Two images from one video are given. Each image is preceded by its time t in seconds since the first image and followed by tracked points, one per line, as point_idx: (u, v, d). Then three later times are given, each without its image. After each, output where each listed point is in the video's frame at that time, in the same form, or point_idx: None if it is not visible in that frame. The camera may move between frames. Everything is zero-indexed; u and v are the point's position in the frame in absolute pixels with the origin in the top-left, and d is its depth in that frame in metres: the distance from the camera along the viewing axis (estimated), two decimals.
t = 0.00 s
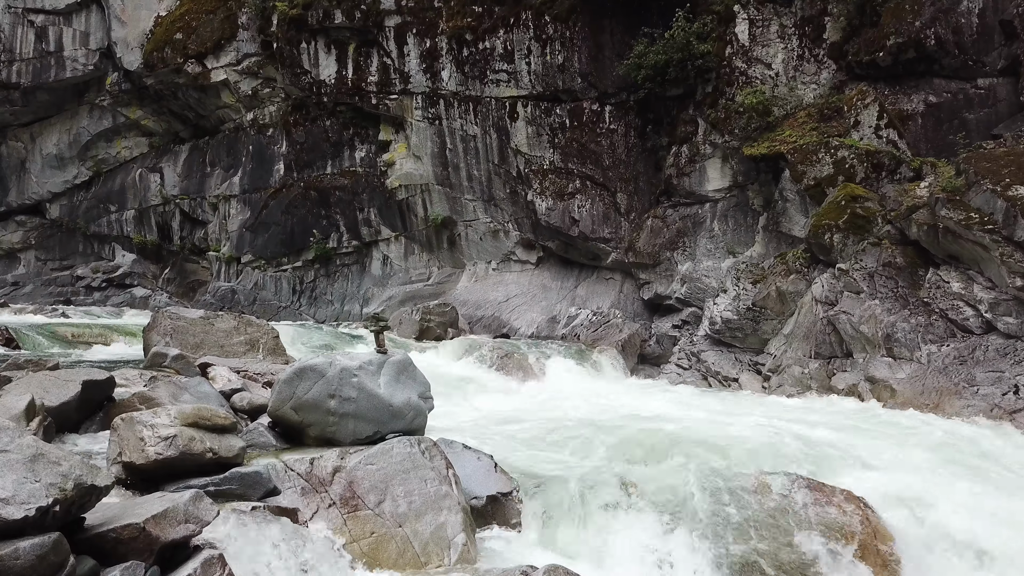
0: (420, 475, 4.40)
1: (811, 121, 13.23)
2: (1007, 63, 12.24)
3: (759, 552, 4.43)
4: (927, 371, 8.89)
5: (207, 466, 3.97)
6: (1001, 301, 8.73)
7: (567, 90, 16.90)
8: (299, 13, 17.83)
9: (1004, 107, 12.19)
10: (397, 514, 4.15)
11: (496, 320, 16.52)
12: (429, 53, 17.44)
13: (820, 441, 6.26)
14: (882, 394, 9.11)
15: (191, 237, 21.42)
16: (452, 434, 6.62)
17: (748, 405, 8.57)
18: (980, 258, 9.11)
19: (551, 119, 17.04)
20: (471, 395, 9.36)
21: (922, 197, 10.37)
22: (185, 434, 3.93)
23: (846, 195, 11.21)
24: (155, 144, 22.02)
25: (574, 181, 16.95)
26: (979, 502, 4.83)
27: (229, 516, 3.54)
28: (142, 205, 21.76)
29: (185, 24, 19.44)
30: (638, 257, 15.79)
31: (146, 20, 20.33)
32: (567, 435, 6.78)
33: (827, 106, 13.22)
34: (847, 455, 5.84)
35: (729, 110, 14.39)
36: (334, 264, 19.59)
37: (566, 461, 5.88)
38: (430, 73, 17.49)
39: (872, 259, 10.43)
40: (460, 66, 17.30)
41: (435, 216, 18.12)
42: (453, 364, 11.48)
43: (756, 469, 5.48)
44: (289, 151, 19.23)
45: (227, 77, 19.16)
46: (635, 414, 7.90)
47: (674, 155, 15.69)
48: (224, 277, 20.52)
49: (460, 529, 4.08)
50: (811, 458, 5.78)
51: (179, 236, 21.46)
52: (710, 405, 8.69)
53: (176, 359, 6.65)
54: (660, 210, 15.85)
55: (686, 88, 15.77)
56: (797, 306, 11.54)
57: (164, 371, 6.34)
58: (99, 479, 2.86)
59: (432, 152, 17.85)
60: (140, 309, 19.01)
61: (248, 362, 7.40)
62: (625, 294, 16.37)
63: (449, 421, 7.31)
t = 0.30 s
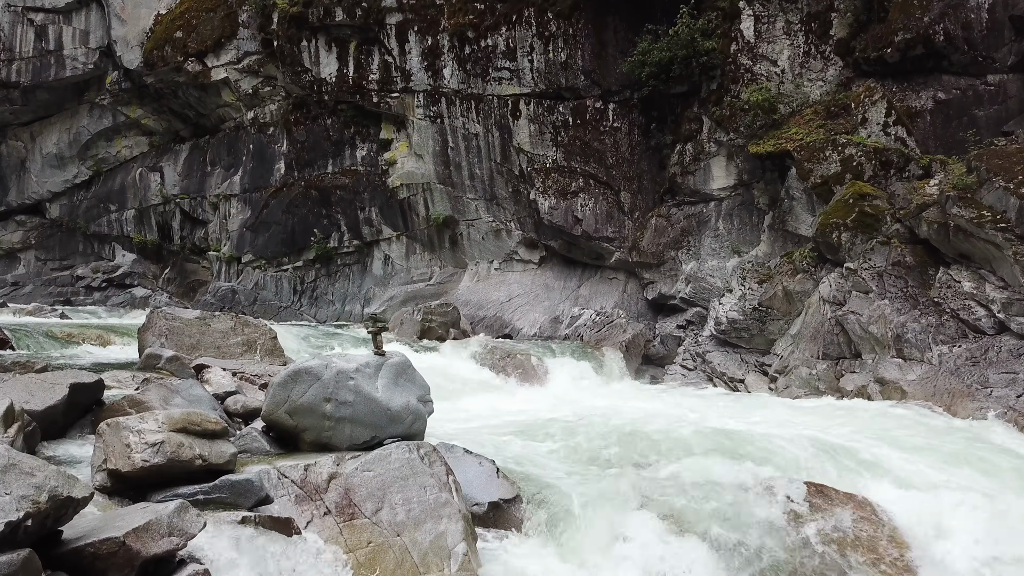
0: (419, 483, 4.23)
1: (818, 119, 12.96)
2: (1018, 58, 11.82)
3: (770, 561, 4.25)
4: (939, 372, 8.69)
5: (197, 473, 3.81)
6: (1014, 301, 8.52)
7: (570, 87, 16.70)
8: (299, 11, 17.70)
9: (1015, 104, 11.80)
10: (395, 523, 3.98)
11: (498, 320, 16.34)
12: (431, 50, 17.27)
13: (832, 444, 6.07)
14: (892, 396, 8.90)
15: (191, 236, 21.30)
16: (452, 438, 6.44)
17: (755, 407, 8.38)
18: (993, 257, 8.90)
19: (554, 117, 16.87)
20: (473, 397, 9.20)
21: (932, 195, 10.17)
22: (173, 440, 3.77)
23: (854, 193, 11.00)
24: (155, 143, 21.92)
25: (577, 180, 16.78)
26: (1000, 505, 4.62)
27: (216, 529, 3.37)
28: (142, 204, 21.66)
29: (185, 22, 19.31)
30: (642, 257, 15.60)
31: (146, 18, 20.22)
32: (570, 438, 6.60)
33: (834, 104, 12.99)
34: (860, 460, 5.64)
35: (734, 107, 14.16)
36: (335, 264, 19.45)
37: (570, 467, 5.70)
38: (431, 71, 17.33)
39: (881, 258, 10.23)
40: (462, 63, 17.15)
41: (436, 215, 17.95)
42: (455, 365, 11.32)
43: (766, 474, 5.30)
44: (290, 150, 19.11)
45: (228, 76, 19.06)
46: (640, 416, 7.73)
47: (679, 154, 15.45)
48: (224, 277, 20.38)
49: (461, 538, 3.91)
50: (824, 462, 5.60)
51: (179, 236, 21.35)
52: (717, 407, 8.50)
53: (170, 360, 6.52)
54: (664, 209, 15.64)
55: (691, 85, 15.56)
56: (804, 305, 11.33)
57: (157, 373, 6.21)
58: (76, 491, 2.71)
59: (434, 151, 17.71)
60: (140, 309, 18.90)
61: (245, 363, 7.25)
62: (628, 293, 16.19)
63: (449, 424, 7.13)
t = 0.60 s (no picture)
0: (418, 490, 4.07)
1: (823, 116, 12.75)
2: None
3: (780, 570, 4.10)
4: (950, 374, 8.49)
5: (187, 481, 3.66)
6: None
7: (572, 85, 16.53)
8: (300, 9, 17.56)
9: None
10: (393, 532, 3.82)
11: (500, 320, 16.17)
12: (432, 49, 17.12)
13: (844, 449, 5.88)
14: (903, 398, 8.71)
15: (191, 236, 21.17)
16: (451, 442, 6.28)
17: (762, 410, 8.20)
18: (1006, 255, 8.70)
19: (556, 115, 16.68)
20: (473, 400, 9.03)
21: (941, 193, 9.95)
22: (162, 445, 3.62)
23: (861, 191, 10.81)
24: (155, 143, 21.82)
25: (579, 178, 16.60)
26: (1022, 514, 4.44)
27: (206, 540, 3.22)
28: (142, 204, 21.56)
29: (185, 20, 19.19)
30: (646, 256, 15.41)
31: (146, 16, 20.10)
32: (573, 442, 6.43)
33: (840, 100, 12.76)
34: (875, 465, 5.45)
35: (739, 105, 13.96)
36: (335, 264, 19.30)
37: (573, 472, 5.53)
38: (433, 69, 17.18)
39: (890, 257, 10.01)
40: (463, 61, 16.99)
41: (438, 215, 17.79)
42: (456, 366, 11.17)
43: (777, 480, 5.13)
44: (291, 149, 18.99)
45: (228, 75, 18.96)
46: (644, 419, 7.56)
47: (682, 152, 15.24)
48: (224, 277, 20.24)
49: (461, 549, 3.74)
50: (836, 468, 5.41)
51: (179, 236, 21.23)
52: (722, 409, 8.33)
53: (164, 362, 6.39)
54: (669, 209, 15.22)
55: (694, 83, 15.36)
56: (810, 305, 11.14)
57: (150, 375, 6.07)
58: (52, 503, 2.60)
59: (436, 149, 17.58)
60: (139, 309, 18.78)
61: (241, 364, 7.11)
62: (632, 293, 16.01)
63: (449, 427, 6.96)
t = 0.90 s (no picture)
0: (416, 498, 3.91)
1: (829, 114, 12.56)
2: None
3: None
4: (960, 375, 8.31)
5: (176, 489, 3.52)
6: None
7: (575, 83, 16.35)
8: (299, 6, 17.41)
9: None
10: (391, 542, 3.66)
11: (501, 321, 16.02)
12: (433, 46, 16.96)
13: (857, 453, 5.70)
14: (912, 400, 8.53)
15: (191, 236, 21.06)
16: (451, 446, 6.11)
17: (769, 412, 8.02)
18: (1018, 254, 8.50)
19: (559, 113, 16.51)
20: (474, 402, 8.88)
21: (950, 190, 9.75)
22: (148, 452, 3.47)
23: (869, 190, 10.61)
24: (155, 142, 21.72)
25: (582, 177, 16.43)
26: None
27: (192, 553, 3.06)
28: (142, 204, 21.45)
29: (184, 18, 19.09)
30: (649, 256, 15.23)
31: (145, 15, 20.01)
32: (575, 446, 6.26)
33: (847, 98, 12.57)
34: (889, 470, 5.27)
35: (744, 102, 13.75)
36: (336, 263, 19.16)
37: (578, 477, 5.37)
38: (434, 67, 17.03)
39: (898, 257, 9.82)
40: (465, 59, 16.84)
41: (439, 214, 17.63)
42: (457, 368, 11.03)
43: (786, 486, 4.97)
44: (291, 148, 18.86)
45: (228, 73, 18.85)
46: (649, 422, 7.39)
47: (686, 150, 15.06)
48: (224, 277, 20.11)
49: (461, 558, 3.58)
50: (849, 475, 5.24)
51: (179, 236, 21.11)
52: (728, 411, 8.16)
53: (158, 364, 6.27)
54: (671, 207, 15.18)
55: (698, 80, 15.17)
56: (817, 305, 10.95)
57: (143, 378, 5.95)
58: (24, 517, 2.65)
59: (437, 148, 17.42)
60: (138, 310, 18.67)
61: (237, 366, 6.97)
62: (635, 293, 15.84)
63: (450, 430, 6.80)
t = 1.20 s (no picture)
0: (414, 505, 3.75)
1: (835, 112, 12.36)
2: None
3: None
4: (971, 377, 8.13)
5: (161, 498, 3.37)
6: None
7: (577, 81, 16.17)
8: (299, 4, 17.28)
9: None
10: (387, 551, 3.50)
11: (503, 321, 15.85)
12: (434, 44, 16.82)
13: (868, 458, 5.53)
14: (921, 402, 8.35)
15: (191, 236, 20.95)
16: (451, 450, 5.95)
17: (776, 415, 7.85)
18: None
19: (561, 112, 16.33)
20: (474, 405, 8.71)
21: (959, 189, 9.56)
22: (131, 460, 3.33)
23: (876, 188, 10.43)
24: (155, 141, 21.63)
25: (584, 176, 16.26)
26: None
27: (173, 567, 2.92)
28: (142, 203, 21.36)
29: (184, 17, 19.00)
30: (652, 256, 15.06)
31: (145, 13, 19.91)
32: (578, 450, 6.10)
33: (853, 95, 12.39)
34: (902, 476, 5.10)
35: (748, 100, 13.57)
36: (336, 263, 19.02)
37: (581, 483, 5.21)
38: (435, 65, 16.88)
39: (906, 256, 9.64)
40: (466, 57, 16.68)
41: (441, 214, 17.49)
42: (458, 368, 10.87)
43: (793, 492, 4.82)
44: (291, 148, 18.72)
45: (228, 72, 18.76)
46: (653, 426, 7.22)
47: (690, 149, 14.88)
48: (224, 277, 19.98)
49: (460, 569, 3.42)
50: (861, 481, 5.07)
51: (179, 236, 21.00)
52: (735, 414, 7.99)
53: (151, 366, 6.11)
54: (675, 206, 15.05)
55: (702, 78, 14.98)
56: (823, 305, 10.76)
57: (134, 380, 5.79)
58: None
59: (438, 147, 17.29)
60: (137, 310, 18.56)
61: (233, 367, 6.82)
62: (637, 293, 15.66)
63: (449, 434, 6.64)
